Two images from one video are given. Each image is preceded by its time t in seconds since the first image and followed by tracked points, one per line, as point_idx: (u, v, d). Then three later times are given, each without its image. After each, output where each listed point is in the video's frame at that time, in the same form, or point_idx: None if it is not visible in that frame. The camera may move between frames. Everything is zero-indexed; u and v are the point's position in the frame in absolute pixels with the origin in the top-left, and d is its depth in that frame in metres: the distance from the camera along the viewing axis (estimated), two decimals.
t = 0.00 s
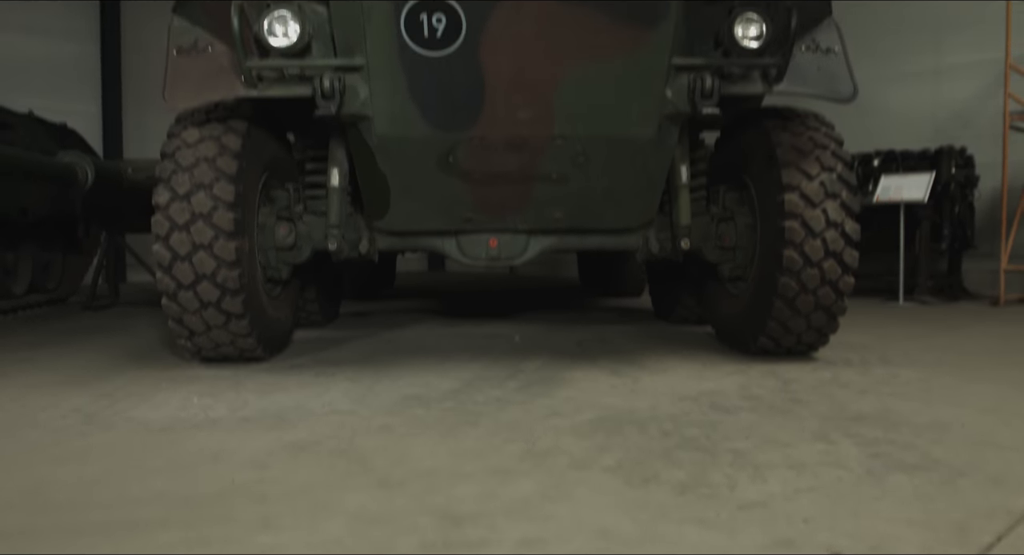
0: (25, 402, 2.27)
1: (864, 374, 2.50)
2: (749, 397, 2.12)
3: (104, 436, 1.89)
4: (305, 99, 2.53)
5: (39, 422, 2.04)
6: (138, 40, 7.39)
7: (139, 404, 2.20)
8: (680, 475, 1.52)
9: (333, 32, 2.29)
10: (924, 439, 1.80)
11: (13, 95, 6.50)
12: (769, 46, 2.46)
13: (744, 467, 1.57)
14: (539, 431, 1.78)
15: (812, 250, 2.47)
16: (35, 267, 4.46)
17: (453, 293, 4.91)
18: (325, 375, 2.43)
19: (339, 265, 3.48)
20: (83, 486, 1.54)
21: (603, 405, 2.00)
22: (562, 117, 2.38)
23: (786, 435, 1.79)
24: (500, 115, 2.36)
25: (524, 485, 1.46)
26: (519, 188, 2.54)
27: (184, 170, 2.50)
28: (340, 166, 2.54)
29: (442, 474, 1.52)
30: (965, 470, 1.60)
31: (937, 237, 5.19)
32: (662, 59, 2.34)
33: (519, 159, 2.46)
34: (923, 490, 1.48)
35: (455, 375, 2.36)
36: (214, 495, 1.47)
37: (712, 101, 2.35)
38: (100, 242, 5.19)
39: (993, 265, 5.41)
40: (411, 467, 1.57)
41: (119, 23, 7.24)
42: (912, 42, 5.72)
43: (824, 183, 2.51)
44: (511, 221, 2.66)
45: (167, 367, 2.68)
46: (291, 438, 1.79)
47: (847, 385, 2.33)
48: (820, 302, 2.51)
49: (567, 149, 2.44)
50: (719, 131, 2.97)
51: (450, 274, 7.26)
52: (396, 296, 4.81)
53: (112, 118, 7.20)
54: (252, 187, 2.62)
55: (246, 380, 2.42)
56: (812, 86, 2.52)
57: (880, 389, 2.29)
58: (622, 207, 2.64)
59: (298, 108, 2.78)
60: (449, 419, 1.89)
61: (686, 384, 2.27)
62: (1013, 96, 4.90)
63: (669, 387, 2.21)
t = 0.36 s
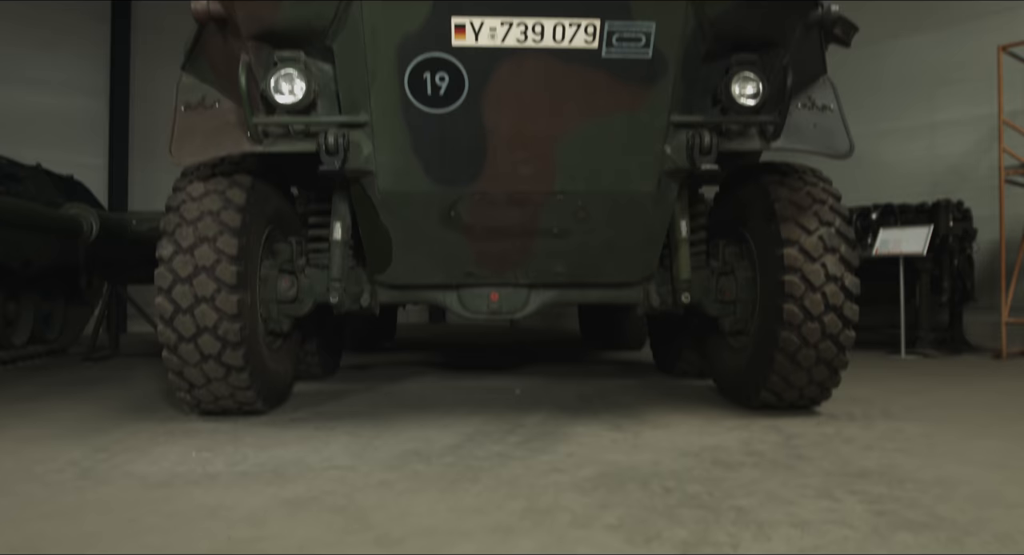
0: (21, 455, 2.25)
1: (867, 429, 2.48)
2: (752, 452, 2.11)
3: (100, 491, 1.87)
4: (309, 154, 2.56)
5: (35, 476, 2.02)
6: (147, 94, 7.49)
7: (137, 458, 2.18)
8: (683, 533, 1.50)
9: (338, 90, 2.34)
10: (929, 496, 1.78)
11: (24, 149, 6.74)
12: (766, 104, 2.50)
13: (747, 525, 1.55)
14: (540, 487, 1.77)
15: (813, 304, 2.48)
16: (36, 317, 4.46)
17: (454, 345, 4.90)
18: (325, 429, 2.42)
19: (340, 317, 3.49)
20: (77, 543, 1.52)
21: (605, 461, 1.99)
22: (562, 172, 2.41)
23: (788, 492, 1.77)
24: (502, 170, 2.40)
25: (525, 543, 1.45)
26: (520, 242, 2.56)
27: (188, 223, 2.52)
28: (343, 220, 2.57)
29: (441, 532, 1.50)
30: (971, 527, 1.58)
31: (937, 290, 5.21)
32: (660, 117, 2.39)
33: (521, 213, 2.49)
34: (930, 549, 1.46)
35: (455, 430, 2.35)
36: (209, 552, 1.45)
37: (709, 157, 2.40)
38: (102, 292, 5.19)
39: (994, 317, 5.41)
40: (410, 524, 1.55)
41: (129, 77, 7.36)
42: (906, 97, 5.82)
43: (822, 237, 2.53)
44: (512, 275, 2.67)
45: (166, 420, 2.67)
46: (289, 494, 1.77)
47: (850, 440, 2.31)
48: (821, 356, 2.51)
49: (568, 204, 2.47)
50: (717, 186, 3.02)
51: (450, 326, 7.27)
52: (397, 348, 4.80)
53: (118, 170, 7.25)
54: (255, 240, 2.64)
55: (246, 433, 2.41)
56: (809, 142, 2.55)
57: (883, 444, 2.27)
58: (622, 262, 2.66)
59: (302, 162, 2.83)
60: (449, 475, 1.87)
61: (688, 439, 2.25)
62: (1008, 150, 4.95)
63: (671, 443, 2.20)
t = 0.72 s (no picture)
0: (16, 498, 2.23)
1: (870, 472, 2.46)
2: (754, 496, 2.09)
3: (95, 535, 1.85)
4: (312, 196, 2.58)
5: (29, 518, 2.00)
6: (153, 133, 7.63)
7: (133, 501, 2.16)
8: None
9: (342, 133, 2.37)
10: (934, 541, 1.76)
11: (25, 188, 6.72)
12: (764, 147, 2.53)
13: None
14: (540, 532, 1.75)
15: (814, 345, 2.47)
16: (35, 356, 4.44)
17: (454, 386, 4.89)
18: (323, 471, 2.40)
19: (340, 358, 3.48)
20: None
21: (605, 504, 1.97)
22: (563, 215, 2.43)
23: (791, 536, 1.75)
24: (503, 212, 2.41)
25: None
26: (520, 284, 2.57)
27: (190, 264, 2.53)
28: (345, 261, 2.58)
29: None
30: None
31: (938, 330, 5.20)
32: (660, 160, 2.41)
33: (522, 255, 2.50)
34: None
35: (455, 473, 2.33)
36: None
37: (710, 199, 2.41)
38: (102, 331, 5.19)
39: (996, 357, 5.39)
40: None
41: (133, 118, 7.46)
42: (901, 140, 5.89)
43: (822, 278, 2.54)
44: (513, 316, 2.68)
45: (163, 461, 2.65)
46: (286, 538, 1.75)
47: (854, 483, 2.29)
48: (823, 398, 2.49)
49: (568, 245, 2.49)
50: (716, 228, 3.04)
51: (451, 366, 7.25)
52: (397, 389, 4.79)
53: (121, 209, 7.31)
54: (257, 281, 2.65)
55: (243, 476, 2.38)
56: (808, 185, 2.56)
57: (887, 488, 2.25)
58: (622, 303, 2.66)
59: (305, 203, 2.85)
60: (448, 519, 1.86)
61: (689, 482, 2.23)
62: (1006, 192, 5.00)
63: (673, 486, 2.18)
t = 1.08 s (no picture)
0: (12, 529, 2.21)
1: (873, 504, 2.44)
2: (757, 528, 2.08)
3: None
4: (314, 226, 2.60)
5: (26, 549, 1.99)
6: (155, 163, 7.68)
7: (131, 531, 2.14)
8: None
9: (343, 164, 2.39)
10: None
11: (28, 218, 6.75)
12: (763, 178, 2.55)
13: None
14: None
15: (814, 376, 2.46)
16: (34, 385, 4.43)
17: (454, 416, 4.87)
18: (322, 502, 2.39)
19: (339, 388, 3.48)
20: None
21: (606, 536, 1.96)
22: (563, 246, 2.44)
23: None
24: (503, 243, 2.43)
25: None
26: (521, 315, 2.58)
27: (191, 293, 2.54)
28: (345, 290, 2.58)
29: None
30: None
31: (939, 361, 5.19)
32: (660, 191, 2.43)
33: (522, 286, 2.51)
34: None
35: (455, 504, 2.31)
36: None
37: (710, 230, 2.42)
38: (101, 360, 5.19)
39: (998, 388, 5.37)
40: None
41: (137, 146, 7.51)
42: (899, 170, 5.92)
43: (822, 309, 2.55)
44: (513, 346, 2.68)
45: (162, 492, 2.63)
46: None
47: (856, 515, 2.28)
48: (824, 429, 2.48)
49: (568, 276, 2.49)
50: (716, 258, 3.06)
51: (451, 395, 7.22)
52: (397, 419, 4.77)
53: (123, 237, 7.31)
54: (257, 311, 2.65)
55: (241, 507, 2.37)
56: (807, 216, 2.56)
57: (889, 520, 2.24)
58: (622, 334, 2.67)
59: (306, 233, 2.87)
60: (448, 550, 1.84)
61: (691, 514, 2.22)
62: (1004, 222, 5.02)
63: (674, 517, 2.17)
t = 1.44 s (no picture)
0: None
1: (877, 535, 2.42)
2: None
3: None
4: (315, 254, 2.61)
5: None
6: (157, 191, 7.72)
7: None
8: None
9: (345, 193, 2.41)
10: None
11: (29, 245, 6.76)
12: (762, 207, 2.56)
13: None
14: None
15: (816, 405, 2.45)
16: (32, 413, 4.41)
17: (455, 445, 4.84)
18: (321, 532, 2.36)
19: (339, 416, 3.47)
20: None
21: None
22: (563, 274, 2.45)
23: None
24: (504, 271, 2.43)
25: None
26: (521, 343, 2.58)
27: (191, 320, 2.54)
28: (346, 318, 2.58)
29: None
30: None
31: (940, 389, 5.17)
32: (660, 220, 2.44)
33: (522, 314, 2.51)
34: None
35: (454, 534, 2.29)
36: None
37: (709, 259, 2.43)
38: (99, 387, 5.19)
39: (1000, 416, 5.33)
40: None
41: (140, 173, 7.55)
42: (897, 198, 5.95)
43: (823, 337, 2.54)
44: (513, 375, 2.68)
45: (158, 521, 2.61)
46: None
47: (860, 545, 2.26)
48: (827, 459, 2.46)
49: (568, 304, 2.50)
50: (716, 286, 3.06)
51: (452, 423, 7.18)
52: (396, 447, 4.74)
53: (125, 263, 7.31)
54: (257, 339, 2.65)
55: (239, 536, 2.35)
56: (806, 245, 2.57)
57: (894, 550, 2.22)
58: (623, 362, 2.67)
59: (307, 260, 2.88)
60: None
61: (693, 544, 2.20)
62: (1003, 250, 5.03)
63: (676, 548, 2.15)
